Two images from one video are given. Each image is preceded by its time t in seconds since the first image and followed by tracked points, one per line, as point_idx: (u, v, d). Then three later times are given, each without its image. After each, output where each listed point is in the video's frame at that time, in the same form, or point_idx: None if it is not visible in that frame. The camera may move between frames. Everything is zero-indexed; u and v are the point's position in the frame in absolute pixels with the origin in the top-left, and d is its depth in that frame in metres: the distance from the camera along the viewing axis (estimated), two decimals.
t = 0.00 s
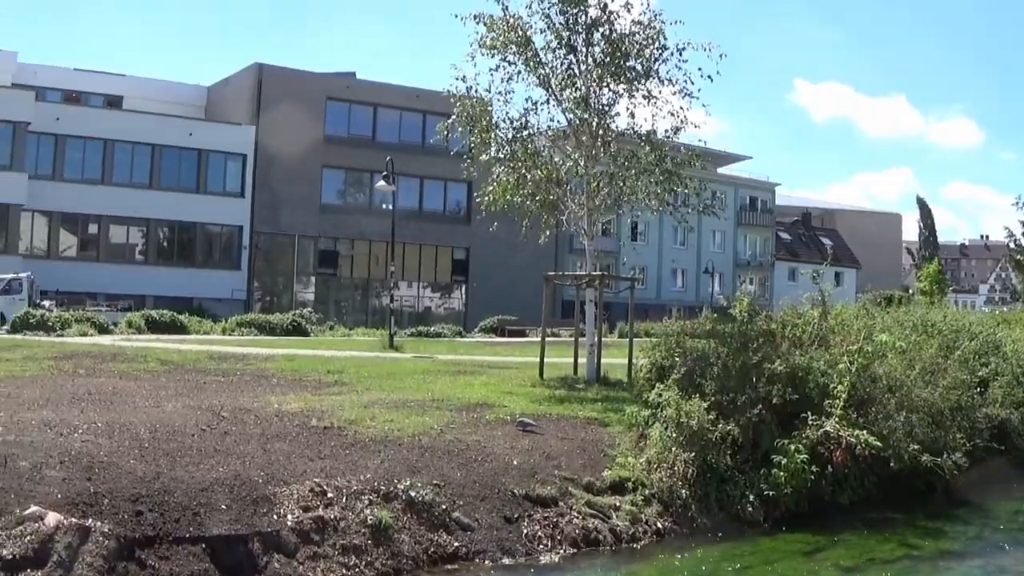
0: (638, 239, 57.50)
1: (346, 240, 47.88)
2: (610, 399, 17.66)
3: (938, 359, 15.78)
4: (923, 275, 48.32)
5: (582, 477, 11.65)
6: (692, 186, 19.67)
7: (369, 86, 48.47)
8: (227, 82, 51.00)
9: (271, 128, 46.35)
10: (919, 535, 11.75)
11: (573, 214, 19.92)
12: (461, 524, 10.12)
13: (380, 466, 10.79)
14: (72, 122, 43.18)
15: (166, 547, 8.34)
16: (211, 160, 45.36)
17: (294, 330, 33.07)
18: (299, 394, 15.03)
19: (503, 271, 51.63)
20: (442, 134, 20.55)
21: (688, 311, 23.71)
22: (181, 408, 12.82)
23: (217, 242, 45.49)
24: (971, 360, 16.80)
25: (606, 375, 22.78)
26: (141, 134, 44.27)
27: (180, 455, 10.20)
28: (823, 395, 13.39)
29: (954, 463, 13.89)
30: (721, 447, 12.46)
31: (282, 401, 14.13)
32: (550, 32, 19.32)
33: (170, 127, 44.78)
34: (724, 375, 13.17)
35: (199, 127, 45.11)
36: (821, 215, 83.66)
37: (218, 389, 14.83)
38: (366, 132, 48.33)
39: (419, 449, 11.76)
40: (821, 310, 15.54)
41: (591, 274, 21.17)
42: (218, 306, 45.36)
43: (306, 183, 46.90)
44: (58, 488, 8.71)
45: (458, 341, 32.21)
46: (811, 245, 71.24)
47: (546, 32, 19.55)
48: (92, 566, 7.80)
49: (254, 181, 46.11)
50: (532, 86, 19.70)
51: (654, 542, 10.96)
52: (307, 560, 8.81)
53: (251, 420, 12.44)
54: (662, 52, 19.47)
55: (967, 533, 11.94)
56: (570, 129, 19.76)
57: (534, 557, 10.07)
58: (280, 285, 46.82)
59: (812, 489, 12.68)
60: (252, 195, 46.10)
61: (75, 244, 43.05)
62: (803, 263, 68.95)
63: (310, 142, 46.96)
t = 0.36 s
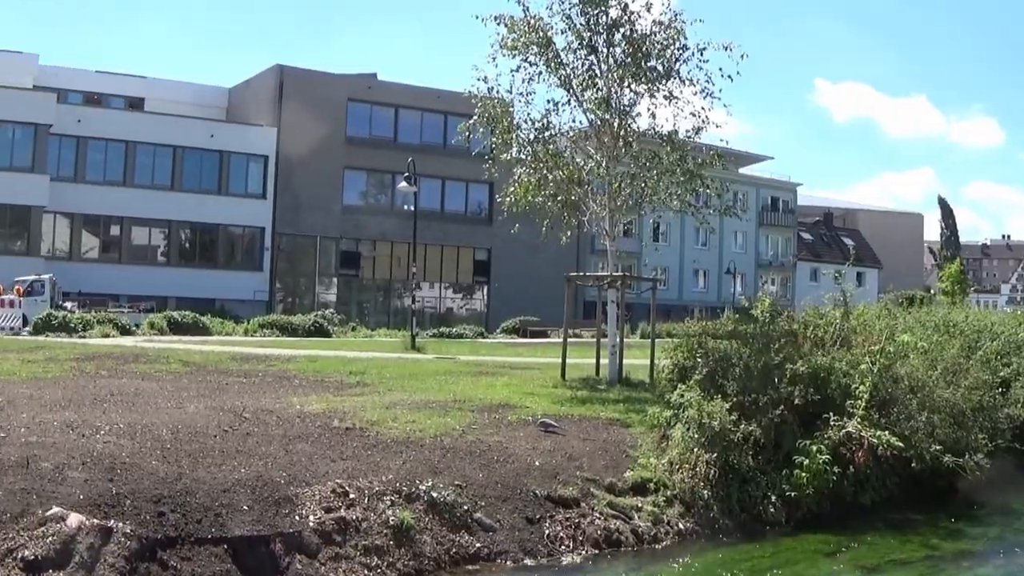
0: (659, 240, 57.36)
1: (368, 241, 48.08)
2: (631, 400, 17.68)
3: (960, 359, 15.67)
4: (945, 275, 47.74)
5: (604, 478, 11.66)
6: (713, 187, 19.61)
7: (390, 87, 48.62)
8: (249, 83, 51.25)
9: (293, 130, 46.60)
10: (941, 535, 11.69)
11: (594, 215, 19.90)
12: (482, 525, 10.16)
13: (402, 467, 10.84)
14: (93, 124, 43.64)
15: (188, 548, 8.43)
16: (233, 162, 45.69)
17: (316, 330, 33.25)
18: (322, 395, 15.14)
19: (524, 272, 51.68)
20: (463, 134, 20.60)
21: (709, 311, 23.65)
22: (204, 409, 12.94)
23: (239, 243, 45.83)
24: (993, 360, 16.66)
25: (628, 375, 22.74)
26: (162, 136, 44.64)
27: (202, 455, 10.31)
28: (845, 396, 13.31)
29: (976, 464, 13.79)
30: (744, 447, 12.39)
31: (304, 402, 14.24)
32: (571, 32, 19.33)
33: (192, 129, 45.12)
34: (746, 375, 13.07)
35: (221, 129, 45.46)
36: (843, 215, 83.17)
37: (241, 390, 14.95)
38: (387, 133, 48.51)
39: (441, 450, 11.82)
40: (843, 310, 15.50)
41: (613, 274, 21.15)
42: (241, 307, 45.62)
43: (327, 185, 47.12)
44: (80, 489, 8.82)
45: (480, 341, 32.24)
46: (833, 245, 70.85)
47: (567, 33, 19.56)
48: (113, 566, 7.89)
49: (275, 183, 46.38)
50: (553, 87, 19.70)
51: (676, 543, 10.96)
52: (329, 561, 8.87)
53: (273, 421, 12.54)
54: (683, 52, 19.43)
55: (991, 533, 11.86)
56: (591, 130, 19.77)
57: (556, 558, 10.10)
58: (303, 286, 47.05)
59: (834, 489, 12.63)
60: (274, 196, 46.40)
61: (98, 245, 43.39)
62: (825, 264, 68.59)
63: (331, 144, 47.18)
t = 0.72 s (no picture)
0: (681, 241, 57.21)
1: (389, 243, 48.28)
2: (653, 401, 17.65)
3: (982, 360, 15.58)
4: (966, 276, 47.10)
5: (625, 479, 11.66)
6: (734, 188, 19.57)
7: (410, 89, 48.81)
8: (270, 85, 51.54)
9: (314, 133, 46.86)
10: (962, 536, 11.64)
11: (615, 216, 19.89)
12: (504, 527, 10.19)
13: (424, 468, 10.90)
14: (115, 127, 43.97)
15: (210, 549, 8.51)
16: (255, 164, 45.96)
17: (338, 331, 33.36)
18: (344, 396, 15.22)
19: (545, 273, 51.72)
20: (485, 136, 20.61)
21: (730, 313, 23.58)
22: (226, 410, 13.03)
23: (261, 245, 46.06)
24: (1016, 361, 16.53)
25: (650, 377, 22.69)
26: (184, 138, 44.94)
27: (224, 457, 10.41)
28: (866, 397, 13.27)
29: (998, 465, 13.71)
30: (765, 449, 12.34)
31: (326, 404, 14.32)
32: (591, 33, 19.33)
33: (213, 131, 45.40)
34: (768, 376, 13.01)
35: (242, 131, 45.76)
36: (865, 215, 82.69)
37: (263, 392, 15.04)
38: (408, 135, 48.70)
39: (462, 451, 11.86)
40: (864, 310, 15.46)
41: (635, 275, 21.13)
42: (262, 309, 45.85)
43: (349, 187, 47.35)
44: (102, 490, 8.92)
45: (502, 343, 32.24)
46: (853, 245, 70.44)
47: (587, 34, 19.57)
48: (135, 568, 7.96)
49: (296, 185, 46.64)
50: (573, 88, 19.71)
51: (697, 544, 10.96)
52: (351, 562, 8.94)
53: (294, 422, 12.64)
54: (703, 53, 19.42)
55: (1012, 535, 11.79)
56: (612, 130, 19.78)
57: (577, 560, 10.12)
58: (324, 288, 47.26)
59: (856, 490, 12.60)
60: (295, 198, 46.64)
61: (119, 247, 43.64)
62: (847, 264, 68.24)
63: (353, 146, 47.41)
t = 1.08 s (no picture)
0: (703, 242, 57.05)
1: (410, 244, 48.49)
2: (673, 402, 17.65)
3: (1003, 361, 15.49)
4: (989, 278, 46.34)
5: (647, 480, 11.67)
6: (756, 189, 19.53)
7: (432, 91, 48.99)
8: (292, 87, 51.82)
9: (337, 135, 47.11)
10: (985, 538, 11.57)
11: (637, 217, 19.89)
12: (525, 528, 10.24)
13: (445, 469, 10.96)
14: (137, 128, 44.35)
15: (231, 550, 8.60)
16: (276, 166, 46.24)
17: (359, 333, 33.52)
18: (365, 397, 15.34)
19: (566, 275, 51.75)
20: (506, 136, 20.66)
21: (751, 314, 23.54)
22: (248, 411, 13.14)
23: (282, 247, 46.27)
24: None
25: (671, 378, 22.67)
26: (206, 141, 45.27)
27: (246, 458, 10.52)
28: (888, 398, 13.23)
29: (1020, 467, 13.62)
30: (787, 450, 12.30)
31: (348, 405, 14.43)
32: (612, 34, 19.34)
33: (235, 133, 45.72)
34: (790, 378, 12.96)
35: (264, 133, 46.10)
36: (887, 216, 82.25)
37: (284, 393, 15.16)
38: (430, 136, 48.90)
39: (484, 452, 11.92)
40: (885, 311, 15.43)
41: (656, 276, 21.13)
42: (284, 310, 46.08)
43: (371, 189, 47.57)
44: (124, 491, 9.04)
45: (523, 344, 32.33)
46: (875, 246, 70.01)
47: (608, 35, 19.58)
48: (157, 568, 8.07)
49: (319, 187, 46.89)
50: (595, 89, 19.71)
51: (718, 545, 10.96)
52: (372, 563, 9.00)
53: (316, 423, 12.74)
54: (724, 54, 19.41)
55: None
56: (634, 131, 19.78)
57: (598, 561, 10.14)
58: (345, 290, 47.47)
59: (877, 492, 12.55)
60: (317, 200, 46.88)
61: (141, 248, 43.93)
62: (869, 265, 67.88)
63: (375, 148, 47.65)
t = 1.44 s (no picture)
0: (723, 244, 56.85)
1: (430, 246, 48.60)
2: (693, 404, 17.60)
3: None
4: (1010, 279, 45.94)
5: (667, 482, 11.64)
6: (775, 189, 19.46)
7: (451, 93, 49.12)
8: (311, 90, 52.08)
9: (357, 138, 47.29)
10: (1008, 540, 11.47)
11: (657, 218, 19.84)
12: (546, 529, 10.23)
13: (465, 471, 10.96)
14: (159, 132, 44.67)
15: (251, 551, 8.64)
16: (297, 168, 46.46)
17: (380, 335, 33.61)
18: (385, 399, 15.38)
19: (586, 276, 51.74)
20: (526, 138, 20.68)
21: (771, 316, 23.47)
22: (269, 414, 13.20)
23: (303, 249, 46.43)
24: None
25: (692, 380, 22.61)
26: (227, 143, 45.55)
27: (266, 459, 10.58)
28: (908, 399, 13.16)
29: None
30: (807, 452, 12.23)
31: (368, 407, 14.47)
32: (631, 36, 19.30)
33: (256, 136, 46.00)
34: (810, 380, 12.99)
35: (284, 136, 46.34)
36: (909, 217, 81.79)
37: (305, 395, 15.23)
38: (449, 138, 49.03)
39: (504, 454, 11.92)
40: (906, 312, 15.36)
41: (676, 278, 21.06)
42: (305, 312, 46.25)
43: (391, 191, 47.70)
44: (145, 493, 9.10)
45: (544, 346, 32.33)
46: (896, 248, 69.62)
47: (627, 37, 19.56)
48: (178, 569, 8.12)
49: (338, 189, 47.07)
50: (614, 91, 19.71)
51: (739, 548, 10.92)
52: (392, 565, 9.01)
53: (336, 425, 12.79)
54: (743, 56, 19.38)
55: None
56: (654, 132, 19.73)
57: (619, 563, 10.12)
58: (365, 291, 47.59)
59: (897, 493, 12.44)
60: (337, 202, 47.05)
61: (162, 251, 44.21)
62: (890, 266, 67.47)
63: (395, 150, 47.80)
